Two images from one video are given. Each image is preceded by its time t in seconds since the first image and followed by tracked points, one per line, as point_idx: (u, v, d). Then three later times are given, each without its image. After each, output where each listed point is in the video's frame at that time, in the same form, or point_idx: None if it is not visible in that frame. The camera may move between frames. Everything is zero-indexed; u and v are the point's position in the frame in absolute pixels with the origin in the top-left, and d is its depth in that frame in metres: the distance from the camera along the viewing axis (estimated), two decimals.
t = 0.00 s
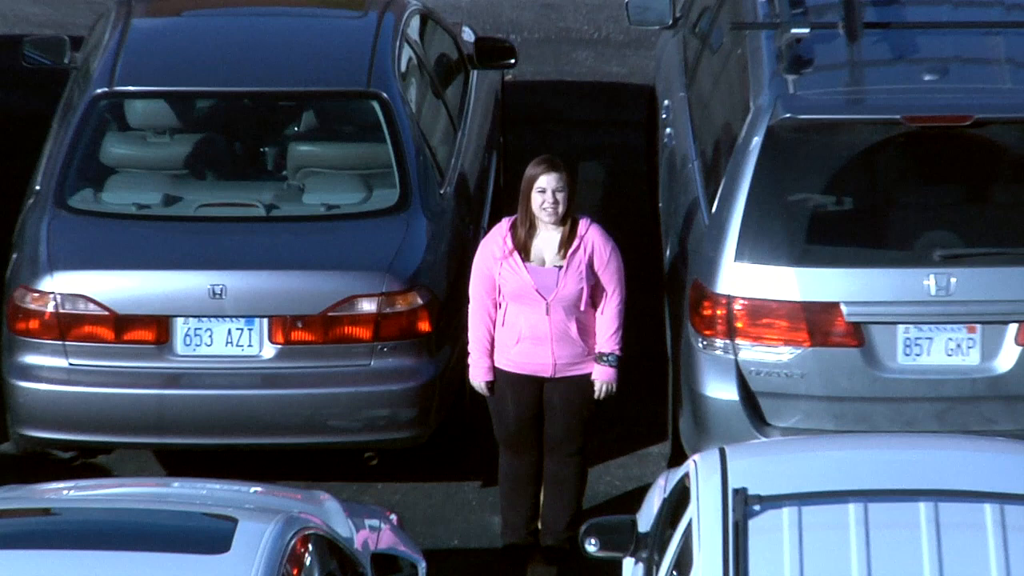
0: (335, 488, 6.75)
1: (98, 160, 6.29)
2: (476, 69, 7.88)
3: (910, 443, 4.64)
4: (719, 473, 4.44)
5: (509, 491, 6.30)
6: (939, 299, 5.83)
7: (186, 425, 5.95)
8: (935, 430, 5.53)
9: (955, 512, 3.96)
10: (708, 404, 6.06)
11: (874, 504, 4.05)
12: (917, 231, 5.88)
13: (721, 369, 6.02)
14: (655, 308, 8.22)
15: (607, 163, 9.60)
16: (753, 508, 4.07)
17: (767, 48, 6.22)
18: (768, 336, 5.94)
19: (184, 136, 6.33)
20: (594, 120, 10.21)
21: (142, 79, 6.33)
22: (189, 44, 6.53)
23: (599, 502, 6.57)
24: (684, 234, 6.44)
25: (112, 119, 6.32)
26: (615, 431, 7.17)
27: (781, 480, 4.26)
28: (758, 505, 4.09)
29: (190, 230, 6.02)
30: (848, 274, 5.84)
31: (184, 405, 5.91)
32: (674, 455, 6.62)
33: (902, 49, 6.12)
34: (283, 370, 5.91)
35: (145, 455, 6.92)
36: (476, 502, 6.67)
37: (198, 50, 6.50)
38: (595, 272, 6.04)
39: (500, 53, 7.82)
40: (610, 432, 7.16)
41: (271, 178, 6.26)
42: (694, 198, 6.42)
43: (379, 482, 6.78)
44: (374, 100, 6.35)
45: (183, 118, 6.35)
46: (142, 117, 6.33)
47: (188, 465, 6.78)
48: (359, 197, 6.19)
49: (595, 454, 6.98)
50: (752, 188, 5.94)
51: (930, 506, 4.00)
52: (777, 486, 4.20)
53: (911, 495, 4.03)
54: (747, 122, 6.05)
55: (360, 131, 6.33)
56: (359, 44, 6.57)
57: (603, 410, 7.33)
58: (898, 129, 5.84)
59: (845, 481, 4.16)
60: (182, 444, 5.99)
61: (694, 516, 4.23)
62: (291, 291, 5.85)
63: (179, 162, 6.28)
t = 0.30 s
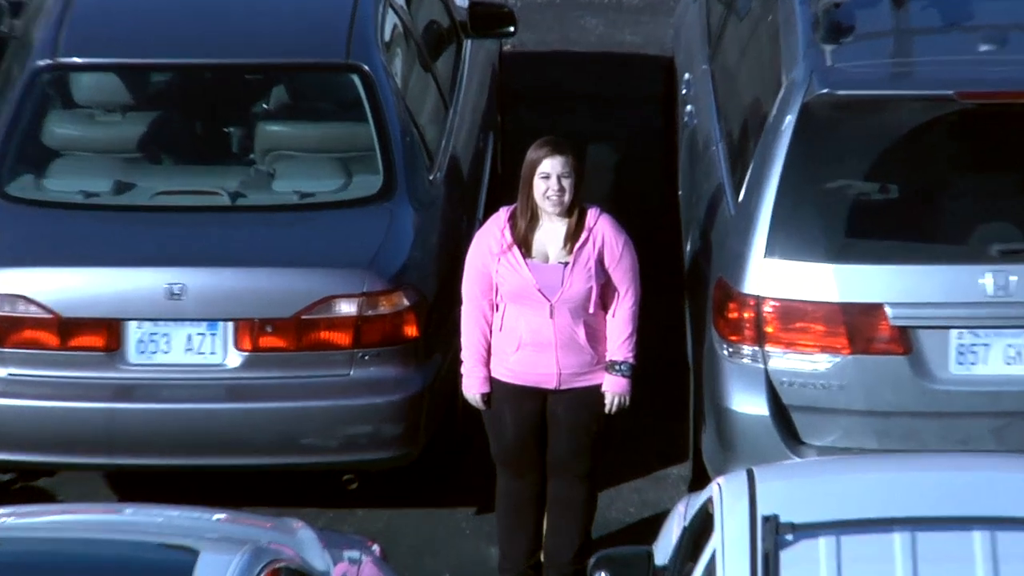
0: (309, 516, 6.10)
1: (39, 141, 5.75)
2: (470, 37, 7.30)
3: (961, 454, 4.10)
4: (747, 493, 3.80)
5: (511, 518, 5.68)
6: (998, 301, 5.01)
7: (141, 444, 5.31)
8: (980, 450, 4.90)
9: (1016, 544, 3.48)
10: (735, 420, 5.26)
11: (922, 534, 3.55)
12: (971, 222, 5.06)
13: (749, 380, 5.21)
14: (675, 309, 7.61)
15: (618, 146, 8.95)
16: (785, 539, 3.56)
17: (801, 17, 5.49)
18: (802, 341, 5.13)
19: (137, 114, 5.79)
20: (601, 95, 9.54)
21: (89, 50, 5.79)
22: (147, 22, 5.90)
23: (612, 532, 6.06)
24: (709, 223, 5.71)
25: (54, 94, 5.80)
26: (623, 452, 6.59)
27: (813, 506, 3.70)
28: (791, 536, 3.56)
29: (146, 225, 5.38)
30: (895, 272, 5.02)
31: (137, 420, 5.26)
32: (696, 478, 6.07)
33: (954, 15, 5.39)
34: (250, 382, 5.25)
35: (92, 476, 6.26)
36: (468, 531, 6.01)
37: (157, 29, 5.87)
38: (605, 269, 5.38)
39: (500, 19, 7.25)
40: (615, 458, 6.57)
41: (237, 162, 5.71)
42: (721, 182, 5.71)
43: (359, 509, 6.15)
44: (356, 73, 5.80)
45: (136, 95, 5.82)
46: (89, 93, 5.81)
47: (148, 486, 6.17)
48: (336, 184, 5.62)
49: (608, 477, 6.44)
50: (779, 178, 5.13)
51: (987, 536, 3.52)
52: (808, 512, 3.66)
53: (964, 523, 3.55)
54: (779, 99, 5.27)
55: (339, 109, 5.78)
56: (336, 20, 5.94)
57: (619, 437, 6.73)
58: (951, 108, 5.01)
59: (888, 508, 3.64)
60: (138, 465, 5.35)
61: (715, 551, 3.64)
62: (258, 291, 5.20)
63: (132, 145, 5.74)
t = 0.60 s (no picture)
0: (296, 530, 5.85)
1: (9, 132, 5.62)
2: (466, 21, 7.10)
3: (1002, 467, 3.73)
4: (762, 505, 3.42)
5: (509, 534, 5.37)
6: None
7: (117, 454, 5.12)
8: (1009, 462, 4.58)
9: None
10: (749, 429, 4.83)
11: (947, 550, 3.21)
12: (1003, 217, 4.60)
13: (764, 386, 4.78)
14: (686, 308, 7.30)
15: (627, 135, 8.66)
16: (803, 556, 3.20)
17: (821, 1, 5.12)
18: (821, 345, 4.69)
19: (112, 103, 5.65)
20: (608, 83, 9.21)
21: (62, 36, 5.65)
22: (126, 17, 5.72)
23: (615, 550, 5.73)
24: (721, 222, 5.41)
25: (25, 82, 5.66)
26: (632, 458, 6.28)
27: (814, 504, 3.39)
28: (810, 552, 3.20)
29: (126, 224, 5.23)
30: (922, 271, 4.56)
31: (113, 428, 5.07)
32: (706, 490, 5.78)
33: None
34: (232, 388, 5.06)
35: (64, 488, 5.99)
36: (467, 547, 5.69)
37: (137, 23, 5.70)
38: (611, 267, 5.06)
39: (496, 5, 7.05)
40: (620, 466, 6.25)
41: (219, 155, 5.58)
42: (733, 177, 5.43)
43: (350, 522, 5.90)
44: (345, 60, 5.67)
45: (112, 83, 5.67)
46: (61, 81, 5.67)
47: (130, 498, 5.92)
48: (325, 177, 5.50)
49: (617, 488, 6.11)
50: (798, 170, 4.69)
51: (1020, 552, 3.20)
52: (829, 524, 3.29)
53: (997, 536, 3.22)
54: (795, 87, 4.89)
55: (327, 99, 5.65)
56: (326, 12, 5.79)
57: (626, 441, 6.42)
58: (980, 96, 4.58)
59: (918, 521, 3.29)
60: (115, 475, 5.17)
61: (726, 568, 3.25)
62: (240, 292, 5.00)
63: (108, 135, 5.61)
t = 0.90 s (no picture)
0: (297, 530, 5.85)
1: (11, 131, 5.62)
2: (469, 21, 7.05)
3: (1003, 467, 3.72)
4: (764, 505, 3.42)
5: (509, 534, 5.37)
6: None
7: (118, 453, 5.12)
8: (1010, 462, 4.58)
9: None
10: (749, 428, 4.83)
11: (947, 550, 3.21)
12: (1004, 216, 4.60)
13: (765, 385, 4.78)
14: (686, 307, 7.30)
15: (628, 134, 8.66)
16: (803, 555, 3.20)
17: (822, 0, 5.11)
18: (822, 344, 4.69)
19: (114, 102, 5.65)
20: (609, 82, 9.21)
21: (63, 36, 5.65)
22: (127, 17, 5.72)
23: (615, 550, 5.73)
24: (722, 221, 5.42)
25: (25, 81, 5.67)
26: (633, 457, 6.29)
27: (813, 503, 3.39)
28: (811, 551, 3.21)
29: (126, 223, 5.23)
30: (922, 270, 4.56)
31: (114, 427, 5.07)
32: (707, 489, 5.78)
33: None
34: (233, 388, 5.06)
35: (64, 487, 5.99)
36: (467, 547, 5.69)
37: (137, 23, 5.70)
38: (613, 267, 5.06)
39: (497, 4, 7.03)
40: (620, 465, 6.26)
41: (220, 154, 5.57)
42: (733, 176, 5.44)
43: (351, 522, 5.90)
44: (346, 60, 5.68)
45: (112, 82, 5.67)
46: (62, 81, 5.67)
47: (131, 497, 5.92)
48: (325, 176, 5.50)
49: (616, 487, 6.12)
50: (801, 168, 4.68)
51: (1021, 552, 3.20)
52: (830, 524, 3.29)
53: (997, 536, 3.22)
54: (796, 87, 4.89)
55: (328, 98, 5.65)
56: (326, 11, 5.79)
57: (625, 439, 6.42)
58: (981, 96, 4.58)
59: (918, 520, 3.29)
60: (116, 475, 5.17)
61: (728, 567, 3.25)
62: (240, 291, 5.00)
63: (108, 134, 5.61)
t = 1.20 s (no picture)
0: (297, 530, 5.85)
1: (11, 132, 5.62)
2: (468, 20, 7.07)
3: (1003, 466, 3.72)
4: (763, 506, 3.41)
5: (509, 534, 5.37)
6: None
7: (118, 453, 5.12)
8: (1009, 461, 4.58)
9: None
10: (749, 428, 4.83)
11: (947, 549, 3.22)
12: (1003, 216, 4.60)
13: (766, 385, 4.78)
14: (686, 307, 7.31)
15: (628, 134, 8.66)
16: (804, 555, 3.20)
17: (822, 1, 5.12)
18: (822, 345, 4.69)
19: (114, 103, 5.66)
20: (609, 83, 9.21)
21: (62, 36, 5.65)
22: (127, 17, 5.72)
23: (615, 550, 5.74)
24: (722, 221, 5.42)
25: (25, 81, 5.67)
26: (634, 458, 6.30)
27: (812, 503, 3.39)
28: (811, 551, 3.21)
29: (126, 223, 5.23)
30: (922, 271, 4.57)
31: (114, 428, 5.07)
32: (707, 489, 5.79)
33: None
34: (233, 388, 5.07)
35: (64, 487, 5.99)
36: (467, 547, 5.70)
37: (137, 23, 5.70)
38: (613, 268, 5.06)
39: (497, 4, 7.04)
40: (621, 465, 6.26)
41: (220, 155, 5.57)
42: (733, 176, 5.44)
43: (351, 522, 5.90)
44: (345, 60, 5.68)
45: (112, 82, 5.67)
46: (62, 81, 5.67)
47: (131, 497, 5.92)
48: (325, 176, 5.50)
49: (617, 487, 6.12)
50: (801, 168, 4.68)
51: (1021, 552, 3.20)
52: (830, 524, 3.29)
53: (997, 536, 3.22)
54: (796, 87, 4.89)
55: (328, 98, 5.65)
56: (326, 11, 5.79)
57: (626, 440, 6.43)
58: (980, 96, 4.58)
59: (917, 520, 3.29)
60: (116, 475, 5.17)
61: (729, 566, 3.25)
62: (240, 291, 5.00)
63: (108, 135, 5.61)
